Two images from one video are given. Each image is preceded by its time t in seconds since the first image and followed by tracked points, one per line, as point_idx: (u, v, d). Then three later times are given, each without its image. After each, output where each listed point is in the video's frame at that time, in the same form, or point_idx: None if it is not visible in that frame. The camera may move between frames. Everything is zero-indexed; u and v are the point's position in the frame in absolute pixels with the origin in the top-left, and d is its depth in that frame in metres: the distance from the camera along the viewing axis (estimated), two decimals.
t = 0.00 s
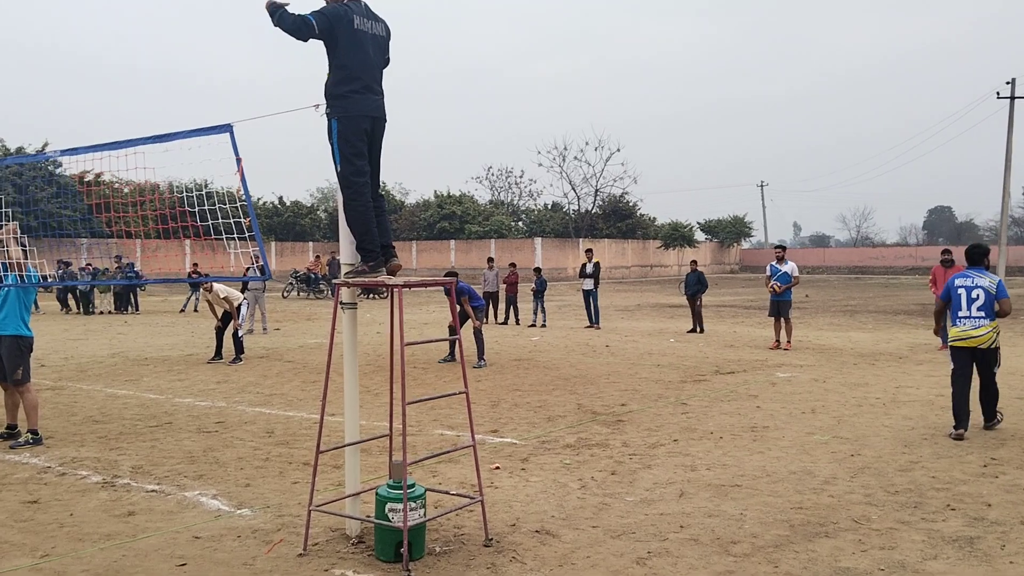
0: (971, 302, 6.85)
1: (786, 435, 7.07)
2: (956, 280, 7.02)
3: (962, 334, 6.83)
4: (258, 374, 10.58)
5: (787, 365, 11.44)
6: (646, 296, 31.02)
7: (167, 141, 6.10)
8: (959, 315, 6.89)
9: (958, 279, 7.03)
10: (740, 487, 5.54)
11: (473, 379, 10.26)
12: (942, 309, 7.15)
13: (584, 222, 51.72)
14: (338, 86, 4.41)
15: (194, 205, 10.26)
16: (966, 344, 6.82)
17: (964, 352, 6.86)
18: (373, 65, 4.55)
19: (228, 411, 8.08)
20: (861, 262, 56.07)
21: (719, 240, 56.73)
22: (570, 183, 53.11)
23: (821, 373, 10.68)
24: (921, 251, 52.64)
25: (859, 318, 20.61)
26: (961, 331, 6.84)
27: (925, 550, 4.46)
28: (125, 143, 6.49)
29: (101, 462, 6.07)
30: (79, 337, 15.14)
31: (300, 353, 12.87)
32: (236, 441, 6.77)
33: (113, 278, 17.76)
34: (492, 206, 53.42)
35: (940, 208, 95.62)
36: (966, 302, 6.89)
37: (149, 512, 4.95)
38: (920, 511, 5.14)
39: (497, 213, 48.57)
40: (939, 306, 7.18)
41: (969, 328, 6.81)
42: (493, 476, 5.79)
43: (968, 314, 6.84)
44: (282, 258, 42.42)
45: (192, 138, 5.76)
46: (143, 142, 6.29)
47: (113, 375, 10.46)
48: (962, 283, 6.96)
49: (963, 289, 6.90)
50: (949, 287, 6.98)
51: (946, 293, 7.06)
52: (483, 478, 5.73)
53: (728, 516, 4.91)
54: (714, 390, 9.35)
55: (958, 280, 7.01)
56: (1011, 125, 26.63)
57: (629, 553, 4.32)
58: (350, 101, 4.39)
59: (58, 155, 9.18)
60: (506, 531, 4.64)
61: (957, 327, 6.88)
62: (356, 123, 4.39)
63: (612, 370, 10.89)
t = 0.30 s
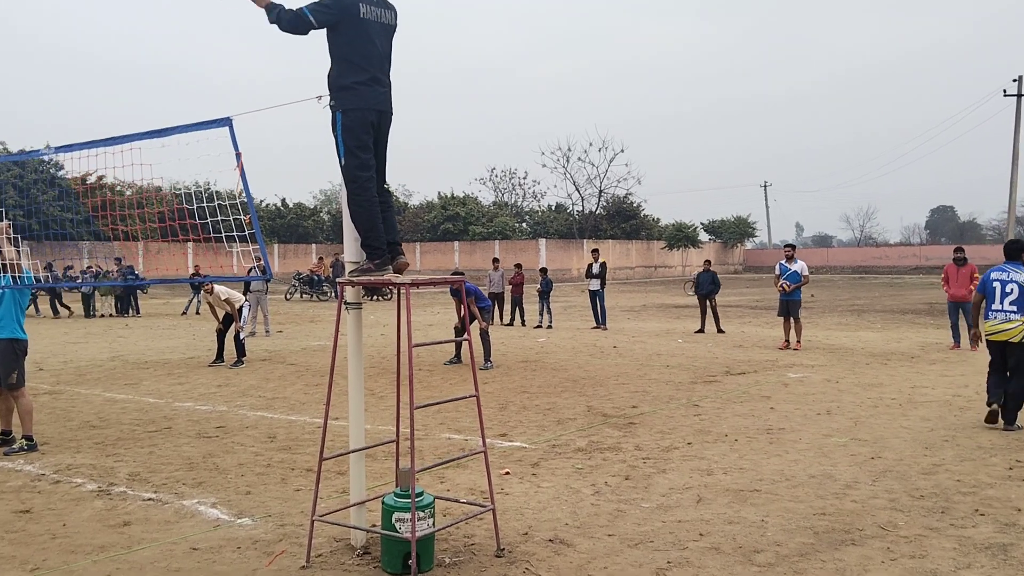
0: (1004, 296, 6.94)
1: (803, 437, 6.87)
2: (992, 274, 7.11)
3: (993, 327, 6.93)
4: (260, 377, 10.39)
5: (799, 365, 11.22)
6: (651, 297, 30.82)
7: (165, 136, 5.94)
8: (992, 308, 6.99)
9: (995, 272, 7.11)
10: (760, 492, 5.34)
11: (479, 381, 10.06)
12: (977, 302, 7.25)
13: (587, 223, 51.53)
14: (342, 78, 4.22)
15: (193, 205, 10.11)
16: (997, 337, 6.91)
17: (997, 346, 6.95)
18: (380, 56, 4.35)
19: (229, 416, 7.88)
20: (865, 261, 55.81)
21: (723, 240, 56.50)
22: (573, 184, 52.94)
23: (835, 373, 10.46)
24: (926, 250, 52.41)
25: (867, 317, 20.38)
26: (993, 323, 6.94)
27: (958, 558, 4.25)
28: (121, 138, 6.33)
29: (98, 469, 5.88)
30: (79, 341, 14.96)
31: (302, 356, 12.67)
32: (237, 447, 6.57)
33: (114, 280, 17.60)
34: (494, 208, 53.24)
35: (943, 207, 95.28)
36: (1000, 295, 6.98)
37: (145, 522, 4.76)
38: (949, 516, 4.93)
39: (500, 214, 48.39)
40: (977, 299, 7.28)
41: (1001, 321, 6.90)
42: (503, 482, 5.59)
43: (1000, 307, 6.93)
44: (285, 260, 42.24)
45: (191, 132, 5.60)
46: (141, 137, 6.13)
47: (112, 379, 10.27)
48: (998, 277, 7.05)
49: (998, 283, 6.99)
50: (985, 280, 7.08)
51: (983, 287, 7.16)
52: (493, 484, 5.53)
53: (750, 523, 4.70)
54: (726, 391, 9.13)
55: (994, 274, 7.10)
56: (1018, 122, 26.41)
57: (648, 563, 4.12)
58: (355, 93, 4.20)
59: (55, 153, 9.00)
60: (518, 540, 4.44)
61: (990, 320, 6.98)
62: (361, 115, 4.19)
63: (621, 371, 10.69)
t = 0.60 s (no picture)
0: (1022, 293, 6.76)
1: (810, 438, 6.70)
2: (1010, 271, 6.95)
3: (1012, 326, 6.74)
4: (253, 376, 10.19)
5: (801, 362, 11.05)
6: (648, 292, 30.64)
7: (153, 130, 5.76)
8: (1010, 307, 6.81)
9: (1014, 270, 6.95)
10: (769, 496, 5.17)
11: (477, 380, 9.88)
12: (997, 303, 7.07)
13: (584, 218, 51.34)
14: (333, 67, 4.02)
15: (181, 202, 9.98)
16: (1016, 336, 6.72)
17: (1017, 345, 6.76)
18: (372, 43, 4.15)
19: (221, 417, 7.68)
20: (862, 256, 55.71)
21: (719, 235, 56.35)
22: (569, 179, 52.71)
23: (838, 371, 10.29)
24: (922, 244, 52.37)
25: (867, 313, 20.23)
26: (1012, 322, 6.75)
27: (979, 567, 4.09)
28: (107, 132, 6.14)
29: (85, 474, 5.68)
30: (70, 340, 14.74)
31: (297, 354, 12.47)
32: (229, 449, 6.38)
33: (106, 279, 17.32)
34: (491, 203, 53.01)
35: (939, 201, 95.23)
36: (1018, 293, 6.80)
37: (132, 530, 4.56)
38: (966, 521, 4.77)
39: (496, 210, 48.15)
40: (996, 300, 7.11)
41: (1020, 319, 6.70)
42: (503, 486, 5.41)
43: (1018, 305, 6.75)
44: (279, 257, 41.96)
45: (177, 126, 5.48)
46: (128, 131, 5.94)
47: (103, 378, 10.06)
48: (1016, 275, 6.88)
49: (1015, 280, 6.84)
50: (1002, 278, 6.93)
51: (1001, 285, 7.00)
52: (492, 488, 5.35)
53: (761, 531, 4.54)
54: (728, 389, 8.96)
55: (1012, 272, 6.94)
56: (1017, 115, 26.24)
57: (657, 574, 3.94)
58: (347, 82, 4.00)
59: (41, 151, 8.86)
60: (520, 549, 4.26)
61: (1009, 319, 6.78)
62: (353, 106, 3.99)
63: (621, 369, 10.52)
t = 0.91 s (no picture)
0: None
1: (816, 440, 6.58)
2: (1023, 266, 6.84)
3: None
4: (247, 378, 10.02)
5: (802, 362, 10.94)
6: (645, 292, 30.52)
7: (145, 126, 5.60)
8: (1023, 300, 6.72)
9: None
10: (777, 501, 5.04)
11: (475, 381, 9.74)
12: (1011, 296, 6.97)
13: (579, 218, 51.24)
14: (327, 58, 3.88)
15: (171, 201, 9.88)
16: None
17: None
18: (367, 32, 4.01)
19: (214, 420, 7.52)
20: (857, 255, 55.73)
21: (715, 235, 56.30)
22: (565, 179, 52.59)
23: (839, 371, 10.18)
24: (917, 244, 52.42)
25: (865, 312, 20.15)
26: None
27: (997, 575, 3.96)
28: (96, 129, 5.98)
29: (73, 480, 5.52)
30: (61, 341, 14.56)
31: (291, 355, 12.31)
32: (221, 454, 6.23)
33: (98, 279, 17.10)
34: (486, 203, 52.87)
35: (932, 201, 95.49)
36: None
37: (121, 539, 4.41)
38: (980, 527, 4.65)
39: (491, 210, 48.01)
40: (1011, 294, 7.01)
41: None
42: (504, 491, 5.27)
43: None
44: (274, 257, 41.73)
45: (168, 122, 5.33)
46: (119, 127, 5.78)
47: (94, 381, 9.89)
48: None
49: None
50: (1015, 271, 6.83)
51: (1015, 280, 6.90)
52: (493, 494, 5.22)
53: (770, 538, 4.41)
54: (730, 390, 8.84)
55: None
56: (1014, 115, 26.20)
57: None
58: (341, 73, 3.86)
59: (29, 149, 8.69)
60: (523, 558, 4.12)
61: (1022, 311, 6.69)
62: (348, 98, 3.85)
63: (620, 370, 10.39)
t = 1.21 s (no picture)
0: None
1: (836, 440, 6.39)
2: None
3: None
4: (252, 376, 9.87)
5: (815, 359, 10.75)
6: (652, 288, 30.32)
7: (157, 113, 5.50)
8: None
9: None
10: (800, 504, 4.87)
11: (483, 380, 9.57)
12: None
13: (585, 214, 51.02)
14: (332, 43, 3.71)
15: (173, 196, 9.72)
16: None
17: None
18: (375, 16, 3.84)
19: (218, 420, 7.37)
20: (864, 251, 55.42)
21: (721, 231, 56.04)
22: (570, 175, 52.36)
23: (854, 368, 9.99)
24: (925, 239, 52.09)
25: (875, 308, 19.94)
26: None
27: None
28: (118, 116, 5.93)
29: (73, 482, 5.37)
30: (64, 338, 14.44)
31: (296, 353, 12.15)
32: (226, 455, 6.08)
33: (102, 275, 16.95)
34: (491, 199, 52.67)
35: (939, 197, 95.04)
36: None
37: (122, 545, 4.25)
38: (1013, 531, 4.47)
39: (497, 206, 47.80)
40: None
41: None
42: (516, 494, 5.10)
43: None
44: (279, 254, 41.60)
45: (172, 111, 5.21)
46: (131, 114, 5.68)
47: (96, 379, 9.75)
48: None
49: None
50: None
51: None
52: (505, 496, 5.05)
53: (796, 543, 4.24)
54: (744, 388, 8.66)
55: None
56: None
57: None
58: (347, 59, 3.68)
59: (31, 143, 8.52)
60: (540, 565, 3.96)
61: None
62: (355, 84, 3.67)
63: (631, 367, 10.22)
